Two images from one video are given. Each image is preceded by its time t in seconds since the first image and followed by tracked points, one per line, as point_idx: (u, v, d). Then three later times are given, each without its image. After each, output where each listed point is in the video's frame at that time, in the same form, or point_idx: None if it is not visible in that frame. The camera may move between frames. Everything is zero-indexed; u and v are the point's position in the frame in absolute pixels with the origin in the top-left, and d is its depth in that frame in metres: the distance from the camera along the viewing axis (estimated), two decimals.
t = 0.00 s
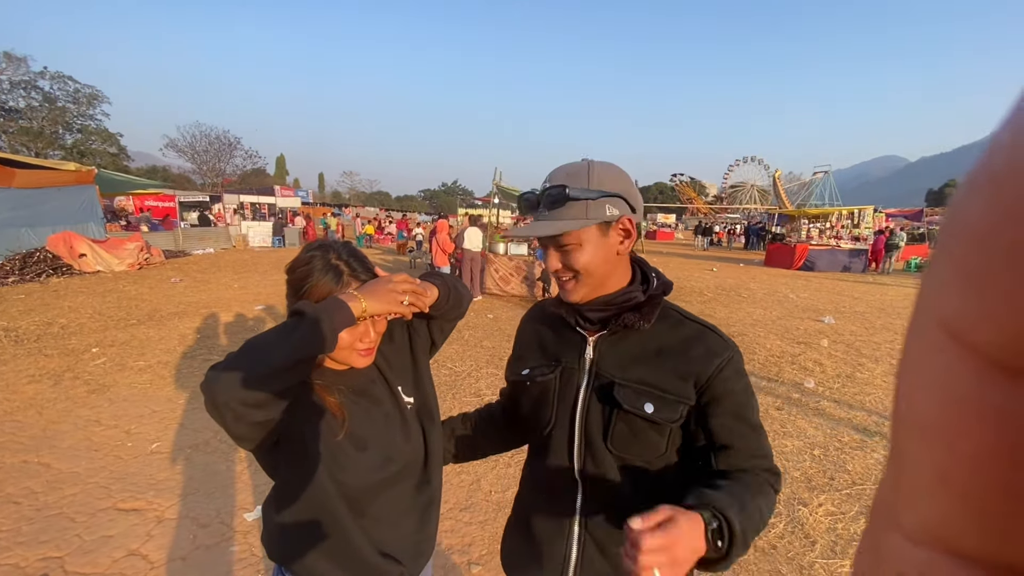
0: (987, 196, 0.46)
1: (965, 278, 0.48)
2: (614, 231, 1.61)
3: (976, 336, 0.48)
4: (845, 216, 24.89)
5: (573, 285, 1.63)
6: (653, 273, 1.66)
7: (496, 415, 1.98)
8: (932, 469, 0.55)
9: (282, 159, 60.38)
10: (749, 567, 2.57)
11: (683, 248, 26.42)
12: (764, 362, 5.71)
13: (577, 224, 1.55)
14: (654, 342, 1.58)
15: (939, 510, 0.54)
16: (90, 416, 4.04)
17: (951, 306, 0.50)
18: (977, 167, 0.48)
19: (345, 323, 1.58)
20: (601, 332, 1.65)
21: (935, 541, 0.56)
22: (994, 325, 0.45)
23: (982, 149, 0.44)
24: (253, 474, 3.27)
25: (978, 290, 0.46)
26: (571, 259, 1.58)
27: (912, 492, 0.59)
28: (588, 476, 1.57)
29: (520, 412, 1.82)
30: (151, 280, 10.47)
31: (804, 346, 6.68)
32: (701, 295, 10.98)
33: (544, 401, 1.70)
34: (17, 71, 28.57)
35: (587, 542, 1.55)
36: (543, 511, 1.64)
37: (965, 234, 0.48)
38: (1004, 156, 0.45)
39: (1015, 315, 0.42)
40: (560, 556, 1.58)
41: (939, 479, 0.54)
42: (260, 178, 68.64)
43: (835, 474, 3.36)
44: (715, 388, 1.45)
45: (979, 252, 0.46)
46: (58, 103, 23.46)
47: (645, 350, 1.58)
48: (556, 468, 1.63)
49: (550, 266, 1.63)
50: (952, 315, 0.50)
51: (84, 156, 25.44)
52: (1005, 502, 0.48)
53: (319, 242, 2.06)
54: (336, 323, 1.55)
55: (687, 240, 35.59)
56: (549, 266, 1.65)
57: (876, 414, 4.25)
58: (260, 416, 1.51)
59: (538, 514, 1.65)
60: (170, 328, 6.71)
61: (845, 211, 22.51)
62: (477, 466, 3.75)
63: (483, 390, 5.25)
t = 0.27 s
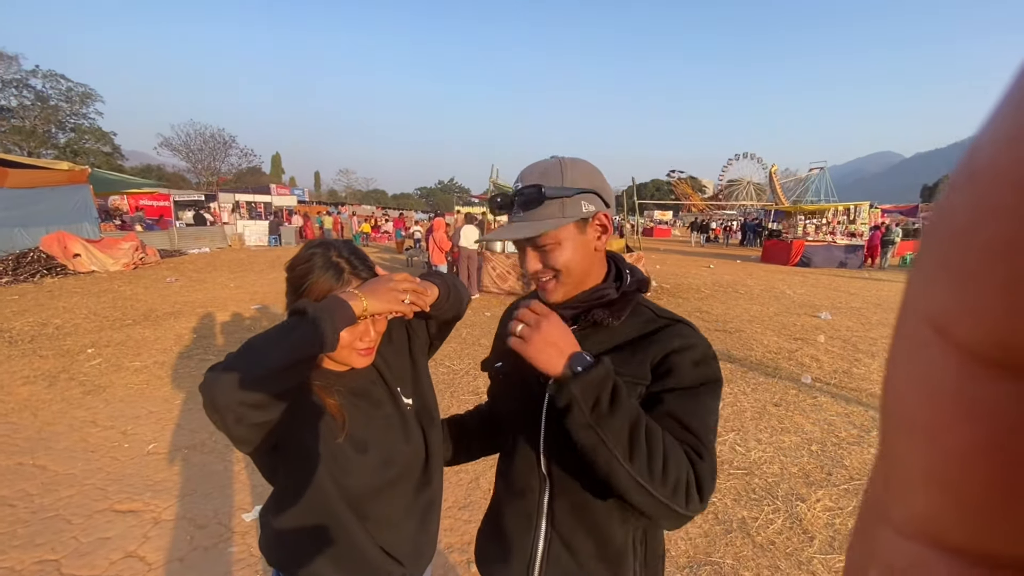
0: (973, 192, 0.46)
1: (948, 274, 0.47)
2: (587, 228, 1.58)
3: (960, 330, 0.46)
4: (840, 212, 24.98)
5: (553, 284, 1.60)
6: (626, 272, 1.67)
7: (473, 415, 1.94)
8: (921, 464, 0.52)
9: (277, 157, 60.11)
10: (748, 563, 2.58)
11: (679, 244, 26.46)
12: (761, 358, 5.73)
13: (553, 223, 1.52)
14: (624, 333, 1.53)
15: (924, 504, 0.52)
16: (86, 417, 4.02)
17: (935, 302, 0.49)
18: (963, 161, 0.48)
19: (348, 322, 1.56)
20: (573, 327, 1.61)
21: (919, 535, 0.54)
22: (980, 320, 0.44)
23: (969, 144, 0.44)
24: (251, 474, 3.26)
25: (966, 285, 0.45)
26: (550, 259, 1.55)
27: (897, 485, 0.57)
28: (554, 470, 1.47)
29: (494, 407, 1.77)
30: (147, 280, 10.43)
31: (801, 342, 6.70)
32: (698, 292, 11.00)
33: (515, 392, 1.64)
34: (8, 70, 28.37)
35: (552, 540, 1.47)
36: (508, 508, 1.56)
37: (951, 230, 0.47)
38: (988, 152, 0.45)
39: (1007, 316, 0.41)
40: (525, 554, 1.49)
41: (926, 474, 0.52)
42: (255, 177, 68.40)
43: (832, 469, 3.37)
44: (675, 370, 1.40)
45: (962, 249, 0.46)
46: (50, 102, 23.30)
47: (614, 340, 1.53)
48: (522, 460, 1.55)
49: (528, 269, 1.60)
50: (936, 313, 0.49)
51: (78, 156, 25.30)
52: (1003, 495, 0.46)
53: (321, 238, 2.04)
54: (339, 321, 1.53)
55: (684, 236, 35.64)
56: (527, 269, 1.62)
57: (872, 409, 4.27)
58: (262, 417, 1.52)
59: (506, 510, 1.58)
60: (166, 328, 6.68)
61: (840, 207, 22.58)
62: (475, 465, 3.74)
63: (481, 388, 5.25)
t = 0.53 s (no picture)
0: (953, 195, 0.39)
1: (924, 281, 0.42)
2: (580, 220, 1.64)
3: (938, 339, 0.42)
4: (839, 207, 24.97)
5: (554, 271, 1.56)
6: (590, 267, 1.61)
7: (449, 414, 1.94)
8: (893, 466, 0.50)
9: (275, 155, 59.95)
10: (750, 562, 2.57)
11: (679, 241, 26.43)
12: (761, 355, 5.72)
13: (567, 204, 1.54)
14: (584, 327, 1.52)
15: (898, 511, 0.50)
16: (83, 419, 4.00)
17: (910, 308, 0.45)
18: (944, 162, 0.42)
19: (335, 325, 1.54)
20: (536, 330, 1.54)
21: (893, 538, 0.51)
22: (956, 330, 0.40)
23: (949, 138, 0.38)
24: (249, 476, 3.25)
25: (941, 293, 0.41)
26: (559, 242, 1.53)
27: (872, 486, 0.54)
28: (522, 473, 1.44)
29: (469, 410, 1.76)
30: (145, 280, 10.40)
31: (800, 338, 6.69)
32: (697, 288, 10.98)
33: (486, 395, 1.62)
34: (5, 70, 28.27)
35: (523, 543, 1.45)
36: (484, 513, 1.54)
37: (927, 236, 0.42)
38: (969, 155, 0.39)
39: (982, 326, 0.38)
40: (497, 558, 1.47)
41: (898, 476, 0.49)
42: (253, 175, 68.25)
43: (834, 466, 3.36)
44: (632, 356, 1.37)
45: (941, 254, 0.40)
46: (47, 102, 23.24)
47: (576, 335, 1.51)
48: (492, 464, 1.53)
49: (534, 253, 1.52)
50: (911, 318, 0.45)
51: (75, 156, 25.22)
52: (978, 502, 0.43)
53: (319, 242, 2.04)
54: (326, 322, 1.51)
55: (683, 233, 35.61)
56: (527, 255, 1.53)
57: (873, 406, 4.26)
58: (252, 425, 1.49)
59: (480, 514, 1.56)
60: (164, 329, 6.66)
61: (840, 203, 22.57)
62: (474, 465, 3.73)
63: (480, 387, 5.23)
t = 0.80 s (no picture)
0: (994, 200, 0.42)
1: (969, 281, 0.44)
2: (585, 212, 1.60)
3: (981, 339, 0.43)
4: (843, 202, 24.81)
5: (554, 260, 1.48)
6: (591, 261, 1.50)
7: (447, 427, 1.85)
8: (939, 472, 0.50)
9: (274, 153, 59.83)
10: (763, 570, 2.49)
11: (681, 236, 26.29)
12: (768, 353, 5.64)
13: (573, 187, 1.49)
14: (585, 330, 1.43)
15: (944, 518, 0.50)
16: (77, 421, 3.93)
17: (953, 311, 0.46)
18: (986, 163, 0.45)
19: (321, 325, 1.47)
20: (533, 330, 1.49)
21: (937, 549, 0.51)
22: (998, 331, 0.41)
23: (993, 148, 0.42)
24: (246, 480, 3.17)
25: (986, 293, 0.42)
26: (563, 227, 1.48)
27: (916, 495, 0.54)
28: (527, 493, 1.36)
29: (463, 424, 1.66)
30: (144, 278, 10.33)
31: (807, 335, 6.62)
32: (700, 285, 10.89)
33: (481, 408, 1.53)
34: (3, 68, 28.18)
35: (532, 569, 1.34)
36: (485, 542, 1.40)
37: (974, 239, 0.44)
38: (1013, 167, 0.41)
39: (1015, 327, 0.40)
40: None
41: (942, 481, 0.50)
42: (253, 173, 68.15)
43: (847, 468, 3.28)
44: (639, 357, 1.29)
45: (987, 255, 0.42)
46: (46, 100, 23.14)
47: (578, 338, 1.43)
48: (493, 482, 1.41)
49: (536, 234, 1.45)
50: (956, 322, 0.46)
51: (74, 154, 25.14)
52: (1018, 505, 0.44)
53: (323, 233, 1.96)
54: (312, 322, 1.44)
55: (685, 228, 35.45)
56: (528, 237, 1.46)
57: (884, 405, 4.17)
58: (221, 442, 1.38)
59: (480, 543, 1.42)
60: (161, 328, 6.58)
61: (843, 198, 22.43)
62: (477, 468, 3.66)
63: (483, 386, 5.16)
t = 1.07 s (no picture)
0: (1012, 205, 0.41)
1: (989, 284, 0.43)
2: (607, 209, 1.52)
3: (998, 345, 0.43)
4: (847, 197, 24.63)
5: (573, 265, 1.40)
6: (614, 267, 1.44)
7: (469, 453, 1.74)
8: (957, 475, 0.48)
9: (275, 151, 59.74)
10: None
11: (684, 233, 26.15)
12: (777, 352, 5.57)
13: (593, 183, 1.43)
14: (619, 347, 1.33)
15: (968, 527, 0.48)
16: (77, 425, 3.88)
17: (971, 315, 0.45)
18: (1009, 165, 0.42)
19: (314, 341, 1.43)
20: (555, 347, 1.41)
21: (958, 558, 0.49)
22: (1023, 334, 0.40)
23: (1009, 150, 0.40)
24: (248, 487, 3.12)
25: (1007, 297, 0.41)
26: (580, 226, 1.41)
27: (930, 498, 0.52)
28: (552, 527, 1.28)
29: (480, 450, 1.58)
30: (145, 278, 10.28)
31: (816, 333, 6.54)
32: (705, 282, 10.80)
33: (497, 434, 1.46)
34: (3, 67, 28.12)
35: None
36: None
37: (989, 243, 0.43)
38: None
39: None
40: None
41: (964, 485, 0.48)
42: (255, 171, 68.27)
43: (863, 472, 3.21)
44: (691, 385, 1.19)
45: (1007, 258, 0.42)
46: (46, 99, 23.11)
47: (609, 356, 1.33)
48: (513, 516, 1.36)
49: (549, 234, 1.39)
50: (975, 325, 0.45)
51: (75, 153, 25.13)
52: None
53: (325, 237, 1.90)
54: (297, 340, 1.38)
55: (688, 224, 35.28)
56: (541, 237, 1.40)
57: (898, 406, 4.10)
58: (197, 479, 1.31)
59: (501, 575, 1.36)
60: (162, 329, 6.53)
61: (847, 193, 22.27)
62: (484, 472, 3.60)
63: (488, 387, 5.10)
